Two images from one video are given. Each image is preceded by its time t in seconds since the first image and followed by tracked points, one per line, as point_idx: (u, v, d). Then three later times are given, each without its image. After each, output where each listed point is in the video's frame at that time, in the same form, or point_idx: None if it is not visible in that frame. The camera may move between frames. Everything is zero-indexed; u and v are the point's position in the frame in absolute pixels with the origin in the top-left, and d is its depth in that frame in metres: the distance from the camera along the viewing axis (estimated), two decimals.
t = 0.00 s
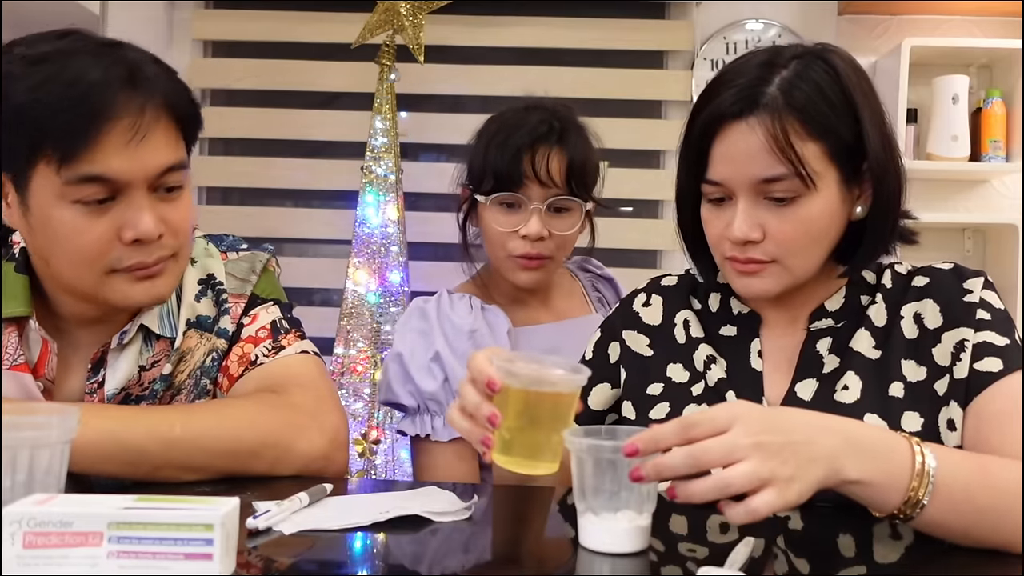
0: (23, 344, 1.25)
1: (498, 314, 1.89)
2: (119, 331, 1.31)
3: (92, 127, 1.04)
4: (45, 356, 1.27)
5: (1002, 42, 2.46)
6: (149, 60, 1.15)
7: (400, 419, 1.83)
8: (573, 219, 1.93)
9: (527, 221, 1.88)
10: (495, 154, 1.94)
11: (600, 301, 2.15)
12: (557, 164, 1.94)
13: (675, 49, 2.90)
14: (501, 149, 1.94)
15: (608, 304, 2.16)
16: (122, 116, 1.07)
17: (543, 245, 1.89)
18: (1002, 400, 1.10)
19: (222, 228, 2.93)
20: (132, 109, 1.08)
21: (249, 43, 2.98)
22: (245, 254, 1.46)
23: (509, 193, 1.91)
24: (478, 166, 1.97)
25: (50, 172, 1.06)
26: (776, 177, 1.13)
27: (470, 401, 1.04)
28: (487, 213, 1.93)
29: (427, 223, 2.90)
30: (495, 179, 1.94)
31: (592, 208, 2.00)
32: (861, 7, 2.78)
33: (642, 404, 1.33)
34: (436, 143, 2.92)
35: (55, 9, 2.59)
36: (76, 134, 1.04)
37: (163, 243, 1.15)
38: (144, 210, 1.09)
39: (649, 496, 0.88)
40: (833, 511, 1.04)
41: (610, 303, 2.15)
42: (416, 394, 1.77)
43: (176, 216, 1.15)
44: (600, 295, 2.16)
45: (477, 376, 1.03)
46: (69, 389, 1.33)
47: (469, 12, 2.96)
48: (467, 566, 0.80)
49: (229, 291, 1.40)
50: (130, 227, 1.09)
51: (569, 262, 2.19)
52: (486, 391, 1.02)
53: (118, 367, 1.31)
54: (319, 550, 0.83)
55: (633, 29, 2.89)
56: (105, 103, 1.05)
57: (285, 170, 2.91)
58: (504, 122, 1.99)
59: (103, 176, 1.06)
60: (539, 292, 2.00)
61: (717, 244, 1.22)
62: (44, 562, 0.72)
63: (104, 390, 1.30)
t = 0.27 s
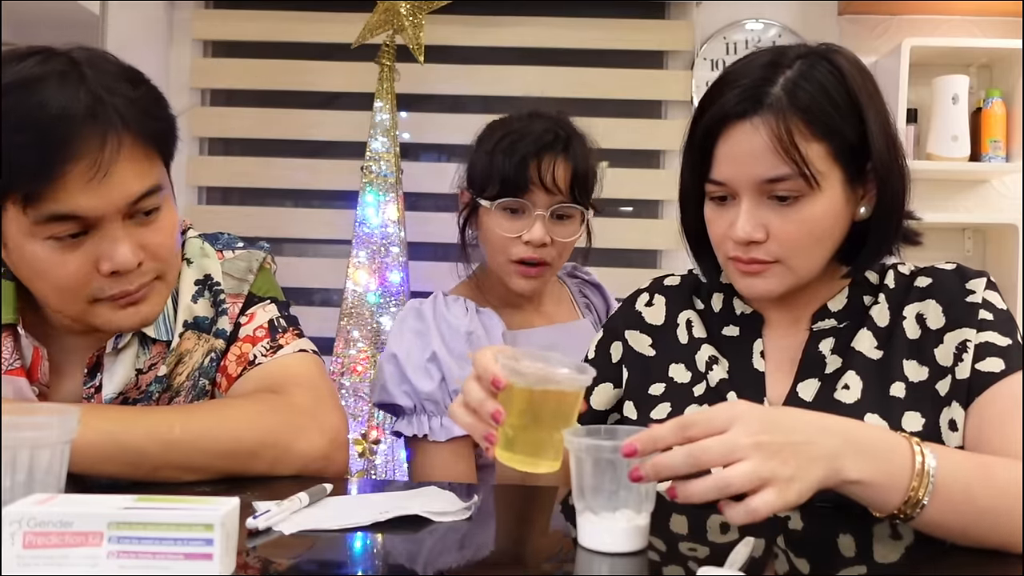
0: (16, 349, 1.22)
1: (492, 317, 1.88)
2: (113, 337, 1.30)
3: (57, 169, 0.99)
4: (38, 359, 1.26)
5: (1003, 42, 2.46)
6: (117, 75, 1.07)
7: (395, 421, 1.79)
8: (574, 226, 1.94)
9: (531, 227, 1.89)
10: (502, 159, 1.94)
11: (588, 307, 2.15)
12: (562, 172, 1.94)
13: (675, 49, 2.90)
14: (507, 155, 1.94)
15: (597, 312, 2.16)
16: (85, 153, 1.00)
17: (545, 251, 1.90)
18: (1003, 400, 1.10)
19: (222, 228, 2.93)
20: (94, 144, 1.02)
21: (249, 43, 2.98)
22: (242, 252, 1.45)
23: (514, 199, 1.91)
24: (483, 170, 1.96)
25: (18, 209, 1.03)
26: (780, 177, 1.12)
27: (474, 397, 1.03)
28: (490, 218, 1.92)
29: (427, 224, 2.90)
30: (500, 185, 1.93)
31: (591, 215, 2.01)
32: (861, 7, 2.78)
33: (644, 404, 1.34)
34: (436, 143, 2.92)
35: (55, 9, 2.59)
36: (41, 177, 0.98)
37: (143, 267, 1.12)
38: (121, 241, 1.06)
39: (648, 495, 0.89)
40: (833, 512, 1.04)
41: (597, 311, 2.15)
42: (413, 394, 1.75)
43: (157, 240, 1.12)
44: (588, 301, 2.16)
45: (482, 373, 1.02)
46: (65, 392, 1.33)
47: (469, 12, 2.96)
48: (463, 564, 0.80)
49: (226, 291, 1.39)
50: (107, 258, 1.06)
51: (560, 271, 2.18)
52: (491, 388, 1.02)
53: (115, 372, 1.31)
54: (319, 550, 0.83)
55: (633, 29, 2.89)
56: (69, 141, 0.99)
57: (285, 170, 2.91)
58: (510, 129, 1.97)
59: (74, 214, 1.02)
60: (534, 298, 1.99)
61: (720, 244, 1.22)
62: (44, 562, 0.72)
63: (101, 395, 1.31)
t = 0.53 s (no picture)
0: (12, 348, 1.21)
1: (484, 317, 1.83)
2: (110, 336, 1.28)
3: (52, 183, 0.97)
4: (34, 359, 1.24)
5: (1003, 42, 2.46)
6: (110, 79, 1.05)
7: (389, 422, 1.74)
8: (568, 236, 1.96)
9: (529, 234, 1.89)
10: (505, 164, 1.93)
11: (571, 310, 2.16)
12: (563, 182, 1.94)
13: (675, 50, 2.90)
14: (511, 160, 1.93)
15: (579, 315, 2.17)
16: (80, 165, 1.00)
17: (541, 258, 1.90)
18: (1003, 400, 1.10)
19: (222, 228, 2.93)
20: (87, 155, 1.00)
21: (249, 43, 2.98)
22: (238, 251, 1.45)
23: (515, 205, 1.91)
24: (485, 173, 1.95)
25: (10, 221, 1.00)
26: (782, 179, 1.12)
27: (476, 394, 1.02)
28: (488, 221, 1.92)
29: (427, 224, 2.90)
30: (501, 190, 1.92)
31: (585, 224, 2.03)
32: (861, 7, 2.78)
33: (644, 404, 1.34)
34: (436, 143, 2.92)
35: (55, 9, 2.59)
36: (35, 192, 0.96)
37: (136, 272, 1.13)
38: (117, 250, 1.07)
39: (647, 495, 0.89)
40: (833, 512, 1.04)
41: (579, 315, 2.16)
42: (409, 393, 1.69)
43: (152, 245, 1.13)
44: (571, 305, 2.17)
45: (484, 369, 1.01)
46: (62, 392, 1.32)
47: (469, 12, 2.96)
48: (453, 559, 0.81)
49: (223, 290, 1.39)
50: (103, 265, 1.07)
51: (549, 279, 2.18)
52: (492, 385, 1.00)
53: (112, 370, 1.30)
54: (319, 550, 0.83)
55: (634, 29, 2.89)
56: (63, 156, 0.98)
57: (285, 170, 2.91)
58: (517, 135, 1.97)
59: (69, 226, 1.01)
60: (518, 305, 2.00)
61: (722, 245, 1.22)
62: (45, 562, 0.72)
63: (97, 393, 1.30)
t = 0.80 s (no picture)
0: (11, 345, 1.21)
1: (478, 318, 1.81)
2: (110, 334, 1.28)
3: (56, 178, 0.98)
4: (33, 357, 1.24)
5: (1003, 42, 2.46)
6: (116, 76, 1.06)
7: (384, 424, 1.69)
8: (561, 236, 1.97)
9: (526, 235, 1.89)
10: (503, 166, 1.93)
11: (556, 309, 2.14)
12: (557, 183, 1.97)
13: (675, 50, 2.90)
14: (509, 162, 1.94)
15: (564, 313, 2.16)
16: (87, 161, 1.00)
17: (537, 259, 1.90)
18: (1004, 400, 1.10)
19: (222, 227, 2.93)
20: (94, 153, 1.01)
21: (249, 43, 2.98)
22: (238, 251, 1.44)
23: (513, 207, 1.91)
24: (482, 175, 1.94)
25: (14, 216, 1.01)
26: (787, 182, 1.12)
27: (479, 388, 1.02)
28: (485, 222, 1.91)
29: (427, 224, 2.90)
30: (500, 193, 1.92)
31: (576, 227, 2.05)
32: (861, 7, 2.78)
33: (645, 403, 1.34)
34: (436, 143, 2.92)
35: (56, 9, 2.59)
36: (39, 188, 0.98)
37: (138, 270, 1.11)
38: (119, 244, 1.06)
39: (647, 495, 0.89)
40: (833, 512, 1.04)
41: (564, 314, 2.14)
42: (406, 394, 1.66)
43: (154, 243, 1.12)
44: (556, 303, 2.15)
45: (489, 363, 1.01)
46: (61, 391, 1.32)
47: (469, 12, 2.96)
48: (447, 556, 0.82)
49: (223, 289, 1.39)
50: (104, 261, 1.06)
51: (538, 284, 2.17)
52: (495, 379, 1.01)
53: (111, 368, 1.30)
54: (319, 550, 0.83)
55: (634, 29, 2.89)
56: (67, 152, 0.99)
57: (285, 170, 2.91)
58: (513, 136, 1.97)
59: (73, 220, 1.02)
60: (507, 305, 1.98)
61: (725, 247, 1.22)
62: (44, 562, 0.72)
63: (96, 392, 1.30)
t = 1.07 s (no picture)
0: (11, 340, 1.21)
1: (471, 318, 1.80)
2: (108, 333, 1.28)
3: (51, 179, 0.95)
4: (32, 353, 1.24)
5: (1003, 42, 2.45)
6: (127, 86, 1.04)
7: (380, 422, 1.67)
8: (556, 240, 1.98)
9: (524, 240, 1.90)
10: (502, 171, 1.92)
11: (547, 309, 2.15)
12: (555, 189, 1.97)
13: (675, 50, 2.90)
14: (508, 167, 1.93)
15: (555, 314, 2.16)
16: (88, 166, 0.97)
17: (534, 263, 1.92)
18: (1004, 400, 1.10)
19: (222, 227, 2.93)
20: (96, 161, 0.98)
21: (249, 43, 2.98)
22: (239, 252, 1.44)
23: (511, 212, 1.91)
24: (480, 180, 1.93)
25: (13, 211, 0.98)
26: (791, 185, 1.12)
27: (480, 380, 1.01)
28: (483, 226, 1.90)
29: (427, 224, 2.90)
30: (499, 197, 1.91)
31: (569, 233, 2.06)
32: (861, 7, 2.78)
33: (645, 401, 1.34)
34: (436, 143, 2.92)
35: (56, 8, 2.59)
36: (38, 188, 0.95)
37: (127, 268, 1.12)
38: (110, 246, 1.05)
39: (648, 495, 0.89)
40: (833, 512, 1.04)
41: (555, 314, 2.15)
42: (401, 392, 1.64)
43: (147, 244, 1.13)
44: (548, 304, 2.16)
45: (492, 357, 1.00)
46: (59, 391, 1.31)
47: (469, 12, 2.96)
48: (439, 555, 0.82)
49: (224, 291, 1.39)
50: (92, 258, 1.05)
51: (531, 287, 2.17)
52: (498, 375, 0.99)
53: (110, 368, 1.29)
54: (319, 550, 0.83)
55: (634, 29, 2.89)
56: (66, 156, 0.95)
57: (285, 170, 2.91)
58: (511, 140, 1.96)
59: (68, 219, 1.00)
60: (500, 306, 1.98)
61: (727, 248, 1.22)
62: (44, 562, 0.72)
63: (95, 392, 1.29)
